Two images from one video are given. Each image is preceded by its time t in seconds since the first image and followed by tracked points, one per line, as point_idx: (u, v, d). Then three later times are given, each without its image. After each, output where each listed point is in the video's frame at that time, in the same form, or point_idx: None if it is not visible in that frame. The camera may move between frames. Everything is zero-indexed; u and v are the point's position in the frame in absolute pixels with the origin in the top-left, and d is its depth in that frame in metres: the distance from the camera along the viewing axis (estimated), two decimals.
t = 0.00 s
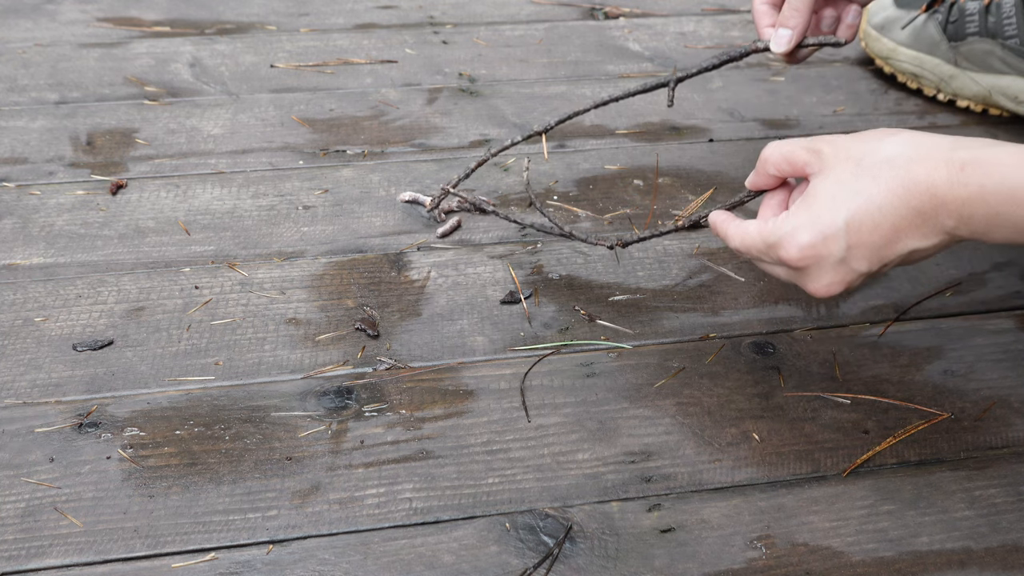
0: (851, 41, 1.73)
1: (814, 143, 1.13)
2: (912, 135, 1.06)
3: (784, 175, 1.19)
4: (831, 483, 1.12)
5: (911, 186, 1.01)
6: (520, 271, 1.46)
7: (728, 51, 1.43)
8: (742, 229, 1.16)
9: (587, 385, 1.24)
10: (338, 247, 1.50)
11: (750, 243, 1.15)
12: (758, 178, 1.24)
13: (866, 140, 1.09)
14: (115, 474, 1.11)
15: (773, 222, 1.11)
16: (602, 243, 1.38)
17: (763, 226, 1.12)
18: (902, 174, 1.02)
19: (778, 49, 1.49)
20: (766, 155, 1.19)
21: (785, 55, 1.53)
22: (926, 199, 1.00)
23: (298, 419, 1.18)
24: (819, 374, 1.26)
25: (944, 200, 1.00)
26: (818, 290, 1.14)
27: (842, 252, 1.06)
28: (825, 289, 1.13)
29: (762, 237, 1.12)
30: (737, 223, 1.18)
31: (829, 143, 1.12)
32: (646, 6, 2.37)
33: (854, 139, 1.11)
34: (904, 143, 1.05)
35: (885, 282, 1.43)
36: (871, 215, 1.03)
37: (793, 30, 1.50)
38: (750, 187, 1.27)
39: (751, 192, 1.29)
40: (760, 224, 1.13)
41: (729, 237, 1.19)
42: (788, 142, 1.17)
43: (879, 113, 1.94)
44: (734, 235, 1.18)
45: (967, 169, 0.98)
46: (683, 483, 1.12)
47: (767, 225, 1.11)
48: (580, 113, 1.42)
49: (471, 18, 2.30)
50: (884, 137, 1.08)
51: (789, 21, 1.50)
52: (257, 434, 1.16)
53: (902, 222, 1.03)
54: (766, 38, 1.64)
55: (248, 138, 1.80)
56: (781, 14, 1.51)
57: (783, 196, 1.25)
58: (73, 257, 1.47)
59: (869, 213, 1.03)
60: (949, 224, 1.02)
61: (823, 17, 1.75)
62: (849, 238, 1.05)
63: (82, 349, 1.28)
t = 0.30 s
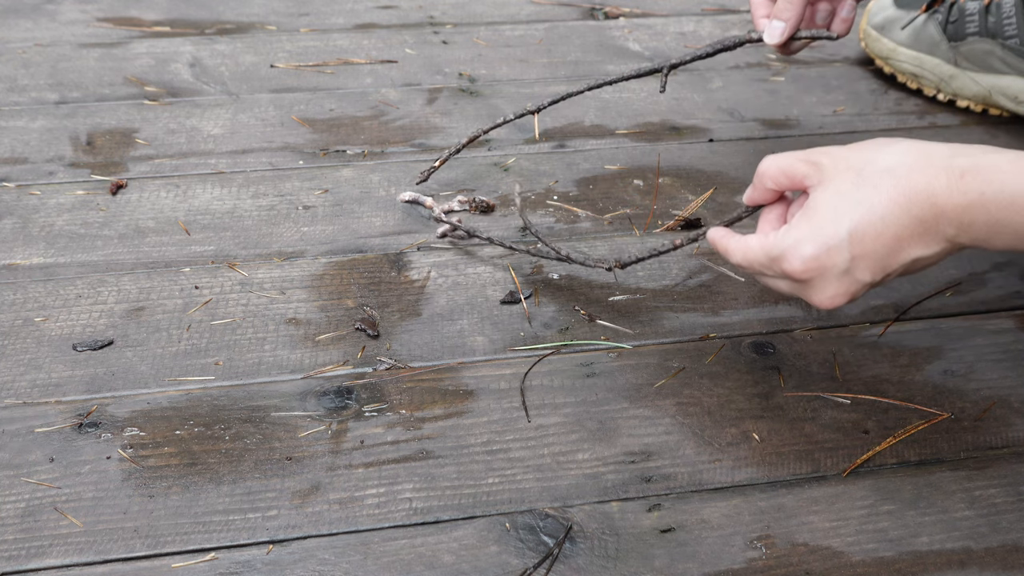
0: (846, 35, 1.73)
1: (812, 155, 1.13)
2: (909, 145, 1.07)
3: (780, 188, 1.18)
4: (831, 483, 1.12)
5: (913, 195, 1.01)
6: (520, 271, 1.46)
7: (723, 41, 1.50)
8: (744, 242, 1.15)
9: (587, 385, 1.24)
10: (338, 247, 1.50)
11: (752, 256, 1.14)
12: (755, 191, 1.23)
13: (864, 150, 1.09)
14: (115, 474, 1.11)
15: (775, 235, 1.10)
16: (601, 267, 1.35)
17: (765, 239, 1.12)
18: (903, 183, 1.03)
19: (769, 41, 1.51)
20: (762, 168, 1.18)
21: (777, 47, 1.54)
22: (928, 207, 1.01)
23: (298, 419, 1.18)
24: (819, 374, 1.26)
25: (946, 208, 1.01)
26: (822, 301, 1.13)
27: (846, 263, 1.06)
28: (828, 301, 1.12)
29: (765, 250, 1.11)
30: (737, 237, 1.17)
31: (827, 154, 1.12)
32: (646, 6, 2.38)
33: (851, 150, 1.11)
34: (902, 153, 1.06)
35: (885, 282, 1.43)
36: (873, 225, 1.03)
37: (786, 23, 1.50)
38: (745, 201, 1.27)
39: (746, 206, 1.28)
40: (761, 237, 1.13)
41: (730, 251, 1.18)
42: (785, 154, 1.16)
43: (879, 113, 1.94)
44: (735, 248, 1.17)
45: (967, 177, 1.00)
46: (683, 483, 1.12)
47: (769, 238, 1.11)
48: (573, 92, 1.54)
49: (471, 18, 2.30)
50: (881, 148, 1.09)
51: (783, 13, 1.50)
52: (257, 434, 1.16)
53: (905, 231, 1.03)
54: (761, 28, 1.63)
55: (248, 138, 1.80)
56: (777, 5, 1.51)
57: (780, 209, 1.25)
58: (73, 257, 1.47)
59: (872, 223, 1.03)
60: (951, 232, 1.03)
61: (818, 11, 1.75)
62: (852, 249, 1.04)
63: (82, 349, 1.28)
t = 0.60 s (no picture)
0: (845, 46, 1.74)
1: (813, 159, 1.14)
2: (909, 148, 1.07)
3: (782, 191, 1.19)
4: (831, 483, 1.12)
5: (911, 198, 1.01)
6: (520, 272, 1.46)
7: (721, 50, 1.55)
8: (745, 245, 1.16)
9: (587, 385, 1.24)
10: (338, 247, 1.50)
11: (753, 259, 1.15)
12: (757, 196, 1.24)
13: (865, 154, 1.10)
14: (115, 474, 1.11)
15: (776, 238, 1.11)
16: (602, 269, 1.38)
17: (766, 242, 1.12)
18: (902, 187, 1.02)
19: (767, 50, 1.53)
20: (763, 172, 1.19)
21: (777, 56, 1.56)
22: (926, 210, 1.00)
23: (298, 419, 1.18)
24: (819, 374, 1.26)
25: (945, 211, 1.00)
26: (822, 304, 1.14)
27: (845, 265, 1.06)
28: (829, 303, 1.13)
29: (765, 253, 1.12)
30: (739, 240, 1.18)
31: (827, 158, 1.12)
32: (646, 6, 2.38)
33: (852, 153, 1.11)
34: (901, 156, 1.06)
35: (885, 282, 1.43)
36: (872, 228, 1.03)
37: (784, 33, 1.51)
38: (747, 205, 1.28)
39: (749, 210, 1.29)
40: (762, 240, 1.14)
41: (731, 254, 1.19)
42: (785, 158, 1.17)
43: (879, 113, 1.94)
44: (736, 252, 1.18)
45: (966, 180, 0.99)
46: (683, 482, 1.12)
47: (769, 241, 1.12)
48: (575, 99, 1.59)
49: (471, 18, 2.30)
50: (881, 151, 1.09)
51: (780, 23, 1.51)
52: (257, 434, 1.16)
53: (904, 234, 1.03)
54: (759, 38, 1.63)
55: (248, 138, 1.80)
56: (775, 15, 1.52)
57: (782, 212, 1.25)
58: (73, 257, 1.47)
59: (871, 226, 1.03)
60: (950, 234, 1.01)
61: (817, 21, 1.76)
62: (851, 252, 1.05)
63: (81, 349, 1.28)
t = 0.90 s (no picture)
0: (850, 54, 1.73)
1: (805, 151, 1.14)
2: (899, 141, 1.07)
3: (774, 183, 1.20)
4: (831, 483, 1.12)
5: (898, 191, 1.01)
6: (520, 272, 1.46)
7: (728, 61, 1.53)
8: (735, 236, 1.17)
9: (587, 385, 1.24)
10: (338, 247, 1.50)
11: (743, 249, 1.16)
12: (751, 187, 1.25)
13: (856, 146, 1.10)
14: (115, 474, 1.11)
15: (765, 229, 1.12)
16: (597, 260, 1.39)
17: (756, 233, 1.13)
18: (889, 179, 1.02)
19: (773, 62, 1.52)
20: (756, 164, 1.20)
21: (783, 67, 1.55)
22: (913, 203, 1.00)
23: (298, 419, 1.18)
24: (818, 374, 1.27)
25: (931, 204, 1.00)
26: (811, 294, 1.14)
27: (832, 256, 1.07)
28: (817, 294, 1.14)
29: (755, 243, 1.13)
30: (731, 231, 1.19)
31: (819, 150, 1.13)
32: (646, 6, 2.38)
33: (843, 145, 1.12)
34: (891, 149, 1.06)
35: (885, 282, 1.43)
36: (859, 220, 1.04)
37: (789, 44, 1.50)
38: (742, 196, 1.29)
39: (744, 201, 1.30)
40: (753, 231, 1.14)
41: (723, 245, 1.20)
42: (778, 150, 1.18)
43: (879, 113, 1.94)
44: (728, 242, 1.19)
45: (952, 173, 0.99)
46: (683, 483, 1.12)
47: (758, 232, 1.13)
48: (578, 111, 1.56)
49: (471, 18, 2.30)
50: (871, 143, 1.09)
51: (785, 34, 1.50)
52: (257, 434, 1.16)
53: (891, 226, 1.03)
54: (763, 48, 1.63)
55: (248, 138, 1.80)
56: (779, 27, 1.51)
57: (776, 203, 1.26)
58: (73, 257, 1.47)
59: (858, 217, 1.04)
60: (936, 227, 1.01)
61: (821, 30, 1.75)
62: (839, 243, 1.05)
63: (82, 349, 1.28)
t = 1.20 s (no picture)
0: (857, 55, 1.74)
1: (799, 143, 1.16)
2: (892, 136, 1.07)
3: (769, 173, 1.22)
4: (831, 483, 1.12)
5: (887, 185, 1.01)
6: (520, 272, 1.46)
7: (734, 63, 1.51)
8: (728, 225, 1.19)
9: (587, 385, 1.24)
10: (338, 247, 1.50)
11: (735, 239, 1.19)
12: (746, 176, 1.27)
13: (849, 140, 1.10)
14: (115, 474, 1.11)
15: (756, 219, 1.14)
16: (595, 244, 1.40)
17: (747, 223, 1.16)
18: (879, 173, 1.02)
19: (783, 62, 1.50)
20: (752, 154, 1.22)
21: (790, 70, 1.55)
22: (901, 197, 1.00)
23: (298, 419, 1.18)
24: (818, 374, 1.27)
25: (919, 199, 0.99)
26: (800, 285, 1.16)
27: (820, 248, 1.08)
28: (806, 285, 1.15)
29: (746, 233, 1.15)
30: (724, 220, 1.22)
31: (812, 142, 1.14)
32: (646, 6, 2.38)
33: (837, 138, 1.13)
34: (883, 143, 1.06)
35: (886, 282, 1.43)
36: (847, 212, 1.04)
37: (798, 44, 1.50)
38: (739, 185, 1.31)
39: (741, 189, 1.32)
40: (745, 220, 1.17)
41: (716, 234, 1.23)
42: (774, 141, 1.20)
43: (879, 113, 1.94)
44: (720, 230, 1.21)
45: (940, 169, 0.98)
46: (683, 483, 1.12)
47: (750, 222, 1.15)
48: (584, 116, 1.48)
49: (471, 18, 2.30)
50: (865, 136, 1.09)
51: (794, 35, 1.51)
52: (257, 434, 1.16)
53: (878, 220, 1.03)
54: (771, 49, 1.62)
55: (248, 138, 1.80)
56: (786, 28, 1.52)
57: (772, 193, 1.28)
58: (73, 257, 1.47)
59: (846, 210, 1.05)
60: (924, 223, 1.00)
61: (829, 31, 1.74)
62: (826, 235, 1.07)
63: (82, 349, 1.28)
